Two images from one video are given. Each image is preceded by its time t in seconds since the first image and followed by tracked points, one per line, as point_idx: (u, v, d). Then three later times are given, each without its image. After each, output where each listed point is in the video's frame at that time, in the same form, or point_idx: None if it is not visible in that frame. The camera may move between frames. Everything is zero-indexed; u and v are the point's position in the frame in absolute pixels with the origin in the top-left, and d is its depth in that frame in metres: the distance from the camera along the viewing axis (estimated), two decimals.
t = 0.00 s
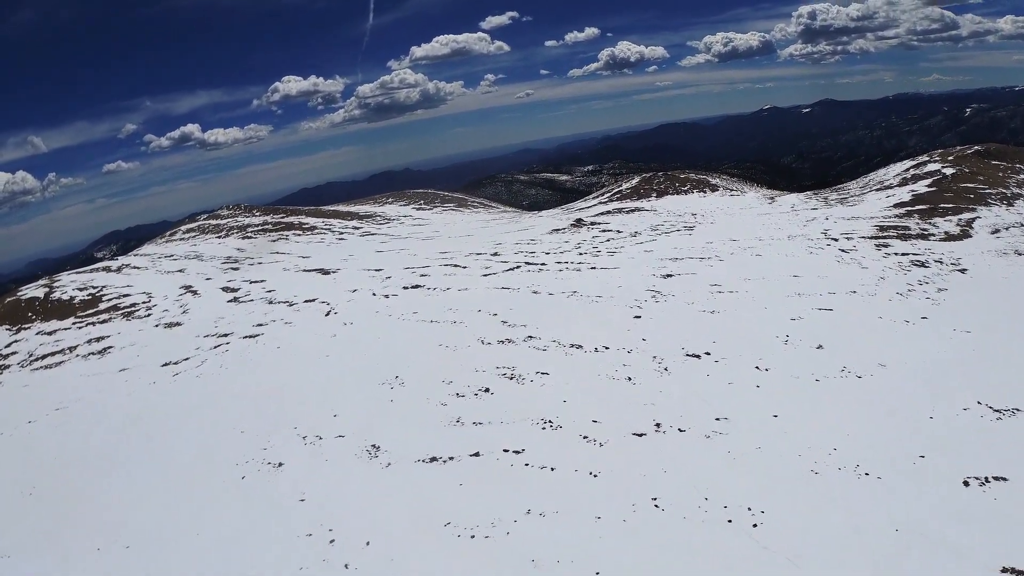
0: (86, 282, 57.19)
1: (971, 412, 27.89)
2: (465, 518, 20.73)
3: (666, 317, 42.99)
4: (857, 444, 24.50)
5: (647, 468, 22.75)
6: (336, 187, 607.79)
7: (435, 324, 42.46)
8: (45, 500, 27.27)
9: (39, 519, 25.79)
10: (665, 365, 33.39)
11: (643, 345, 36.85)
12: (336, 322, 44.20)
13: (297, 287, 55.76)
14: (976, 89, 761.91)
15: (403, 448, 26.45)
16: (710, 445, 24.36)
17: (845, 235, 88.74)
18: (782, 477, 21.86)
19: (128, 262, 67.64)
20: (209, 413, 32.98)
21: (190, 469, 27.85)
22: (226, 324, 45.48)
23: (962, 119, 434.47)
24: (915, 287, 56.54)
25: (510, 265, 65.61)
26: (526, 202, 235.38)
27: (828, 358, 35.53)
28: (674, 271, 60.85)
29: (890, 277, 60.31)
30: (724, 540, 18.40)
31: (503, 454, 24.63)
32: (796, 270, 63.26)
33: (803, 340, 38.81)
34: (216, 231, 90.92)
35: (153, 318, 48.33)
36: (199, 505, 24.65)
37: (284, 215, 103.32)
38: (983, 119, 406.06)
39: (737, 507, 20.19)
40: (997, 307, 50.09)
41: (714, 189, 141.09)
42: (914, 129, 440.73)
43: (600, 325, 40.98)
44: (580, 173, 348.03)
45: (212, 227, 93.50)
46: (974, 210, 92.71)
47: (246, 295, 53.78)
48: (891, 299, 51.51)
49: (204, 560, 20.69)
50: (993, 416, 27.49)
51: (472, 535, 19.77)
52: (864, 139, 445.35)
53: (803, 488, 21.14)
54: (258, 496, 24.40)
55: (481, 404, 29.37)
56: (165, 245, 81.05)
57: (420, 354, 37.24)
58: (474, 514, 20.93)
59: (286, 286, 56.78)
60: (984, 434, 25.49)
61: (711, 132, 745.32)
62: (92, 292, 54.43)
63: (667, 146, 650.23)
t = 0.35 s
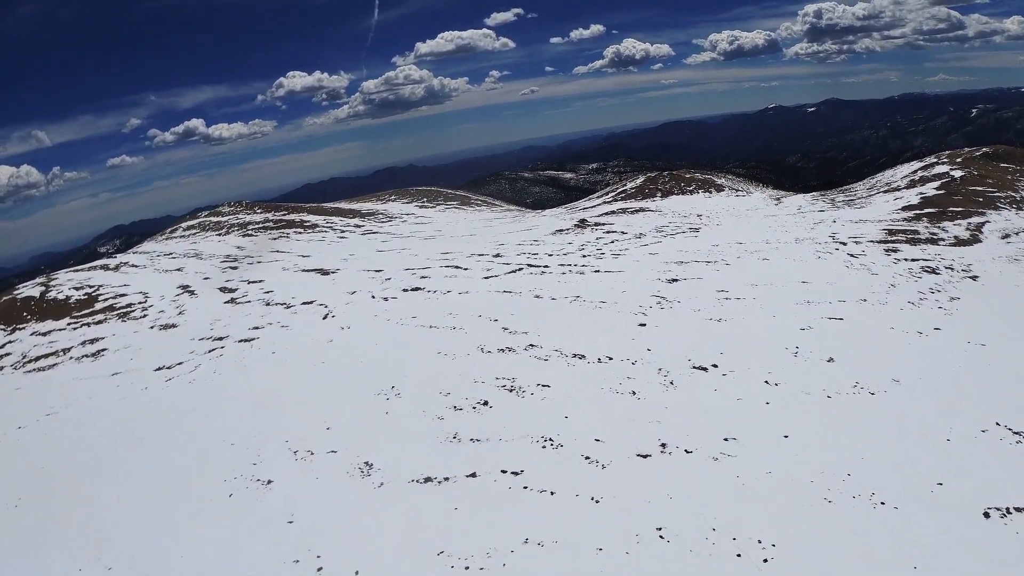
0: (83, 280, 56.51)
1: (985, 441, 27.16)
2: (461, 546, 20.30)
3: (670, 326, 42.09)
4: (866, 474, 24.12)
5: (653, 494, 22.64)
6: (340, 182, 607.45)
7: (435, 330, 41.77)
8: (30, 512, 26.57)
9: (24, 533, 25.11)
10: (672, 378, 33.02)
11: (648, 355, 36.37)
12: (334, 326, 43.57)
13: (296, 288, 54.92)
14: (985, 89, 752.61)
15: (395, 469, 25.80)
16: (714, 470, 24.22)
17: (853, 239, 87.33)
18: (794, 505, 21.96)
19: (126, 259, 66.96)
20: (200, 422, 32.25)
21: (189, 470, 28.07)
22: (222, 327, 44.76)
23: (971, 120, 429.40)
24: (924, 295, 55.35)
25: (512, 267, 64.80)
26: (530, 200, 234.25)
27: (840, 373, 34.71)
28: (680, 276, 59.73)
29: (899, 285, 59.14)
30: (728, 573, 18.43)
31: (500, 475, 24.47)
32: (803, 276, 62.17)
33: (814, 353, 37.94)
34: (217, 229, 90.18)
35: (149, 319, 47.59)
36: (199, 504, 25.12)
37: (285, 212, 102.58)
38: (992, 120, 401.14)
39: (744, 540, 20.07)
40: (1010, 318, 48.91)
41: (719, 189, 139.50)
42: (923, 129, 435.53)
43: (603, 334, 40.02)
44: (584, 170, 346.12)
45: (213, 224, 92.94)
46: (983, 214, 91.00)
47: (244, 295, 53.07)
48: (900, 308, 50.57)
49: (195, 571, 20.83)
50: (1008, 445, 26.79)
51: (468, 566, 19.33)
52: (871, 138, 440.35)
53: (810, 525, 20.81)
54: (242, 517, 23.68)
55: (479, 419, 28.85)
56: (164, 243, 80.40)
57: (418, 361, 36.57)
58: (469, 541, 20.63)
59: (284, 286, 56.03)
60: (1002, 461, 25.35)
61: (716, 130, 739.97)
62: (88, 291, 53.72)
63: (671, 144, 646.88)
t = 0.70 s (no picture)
0: (84, 281, 56.07)
1: (1010, 464, 25.79)
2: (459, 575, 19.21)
3: (679, 335, 40.90)
4: (887, 501, 22.84)
5: (663, 521, 21.45)
6: (346, 179, 608.72)
7: (437, 336, 40.83)
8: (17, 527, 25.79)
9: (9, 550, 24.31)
10: (681, 392, 31.84)
11: (657, 366, 35.24)
12: (335, 332, 42.77)
13: (298, 290, 54.27)
14: (999, 86, 740.01)
15: (394, 489, 24.56)
16: (727, 494, 23.02)
17: (864, 241, 85.46)
18: (812, 535, 20.71)
19: (128, 259, 66.56)
20: (194, 432, 31.40)
21: (188, 469, 28.20)
22: (221, 331, 44.09)
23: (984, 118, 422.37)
24: (938, 302, 53.77)
25: (517, 270, 63.80)
26: (536, 198, 232.96)
27: (855, 387, 33.54)
28: (689, 280, 58.40)
29: (913, 291, 57.53)
30: None
31: (501, 496, 23.34)
32: (814, 281, 60.72)
33: (828, 365, 36.75)
34: (221, 228, 89.85)
35: (148, 322, 47.01)
36: (198, 505, 25.27)
37: (289, 211, 102.10)
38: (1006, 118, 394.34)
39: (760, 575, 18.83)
40: None
41: (728, 189, 137.61)
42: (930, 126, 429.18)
43: (609, 343, 38.95)
44: (591, 168, 344.00)
45: (217, 223, 92.63)
46: (997, 215, 88.76)
47: (245, 298, 52.40)
48: (915, 316, 49.03)
49: None
50: None
51: None
52: (880, 136, 433.80)
53: (829, 558, 19.55)
54: (231, 538, 22.73)
55: (481, 434, 27.83)
56: (168, 242, 80.09)
57: (419, 370, 35.64)
58: (467, 569, 19.52)
59: (286, 288, 55.30)
60: None
61: (724, 128, 732.06)
62: (88, 292, 53.22)
63: (677, 141, 640.47)
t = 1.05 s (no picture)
0: (87, 283, 55.71)
1: None
2: None
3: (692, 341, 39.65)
4: (914, 529, 21.50)
5: (676, 549, 20.26)
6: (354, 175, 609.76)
7: (442, 342, 39.89)
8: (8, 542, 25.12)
9: None
10: (694, 405, 30.58)
11: (669, 376, 34.06)
12: (340, 337, 42.03)
13: (301, 292, 53.56)
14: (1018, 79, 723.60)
15: (394, 507, 23.55)
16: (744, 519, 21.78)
17: (878, 240, 83.27)
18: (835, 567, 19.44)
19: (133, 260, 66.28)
20: (190, 442, 30.56)
21: (187, 474, 27.75)
22: (223, 335, 43.55)
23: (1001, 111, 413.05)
24: (957, 305, 51.98)
25: (526, 270, 62.71)
26: (544, 194, 231.44)
27: (874, 399, 32.21)
28: (701, 281, 57.04)
29: (930, 293, 55.67)
30: None
31: (506, 519, 22.12)
32: (829, 282, 59.05)
33: (846, 375, 35.39)
34: (227, 226, 89.55)
35: (150, 325, 46.59)
36: (191, 521, 24.37)
37: (296, 209, 101.60)
38: None
39: None
40: None
41: (738, 185, 135.29)
42: (940, 120, 420.68)
43: (617, 350, 37.81)
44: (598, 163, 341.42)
45: (223, 221, 92.39)
46: (1013, 212, 86.00)
47: (248, 300, 51.86)
48: (935, 321, 47.34)
49: None
50: None
51: None
52: (891, 130, 425.61)
53: None
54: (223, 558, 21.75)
55: (485, 449, 26.78)
56: (173, 241, 79.90)
57: (422, 378, 34.70)
58: None
59: (289, 289, 54.65)
60: None
61: (732, 123, 723.12)
62: (91, 295, 52.90)
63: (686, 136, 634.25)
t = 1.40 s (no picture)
0: (91, 287, 55.60)
1: None
2: None
3: (707, 345, 38.41)
4: (944, 555, 20.20)
5: None
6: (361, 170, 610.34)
7: (448, 347, 39.07)
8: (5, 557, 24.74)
9: None
10: (708, 417, 29.42)
11: (682, 384, 32.94)
12: (344, 341, 41.39)
13: (305, 294, 53.07)
14: None
15: (395, 526, 22.70)
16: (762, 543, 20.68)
17: (893, 235, 81.03)
18: None
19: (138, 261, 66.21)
20: (189, 453, 29.87)
21: (185, 484, 27.23)
22: (226, 340, 43.18)
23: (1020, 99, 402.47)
24: (977, 304, 50.07)
25: (535, 269, 61.58)
26: (551, 188, 229.54)
27: (895, 409, 30.85)
28: (713, 280, 55.62)
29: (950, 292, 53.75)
30: None
31: (513, 542, 21.08)
32: (846, 281, 57.30)
33: (865, 382, 33.97)
34: (233, 225, 89.46)
35: (153, 329, 46.36)
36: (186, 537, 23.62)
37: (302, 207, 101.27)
38: None
39: None
40: None
41: (749, 178, 132.71)
42: (956, 108, 411.08)
43: (626, 355, 36.71)
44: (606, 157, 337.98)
45: (229, 220, 92.29)
46: None
47: (252, 302, 51.45)
48: (956, 322, 45.59)
49: None
50: None
51: None
52: (904, 120, 416.92)
53: None
54: None
55: (491, 464, 25.88)
56: (180, 241, 79.92)
57: (427, 385, 33.90)
58: None
59: (293, 291, 54.15)
60: None
61: (742, 114, 712.34)
62: (95, 298, 52.78)
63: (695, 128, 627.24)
